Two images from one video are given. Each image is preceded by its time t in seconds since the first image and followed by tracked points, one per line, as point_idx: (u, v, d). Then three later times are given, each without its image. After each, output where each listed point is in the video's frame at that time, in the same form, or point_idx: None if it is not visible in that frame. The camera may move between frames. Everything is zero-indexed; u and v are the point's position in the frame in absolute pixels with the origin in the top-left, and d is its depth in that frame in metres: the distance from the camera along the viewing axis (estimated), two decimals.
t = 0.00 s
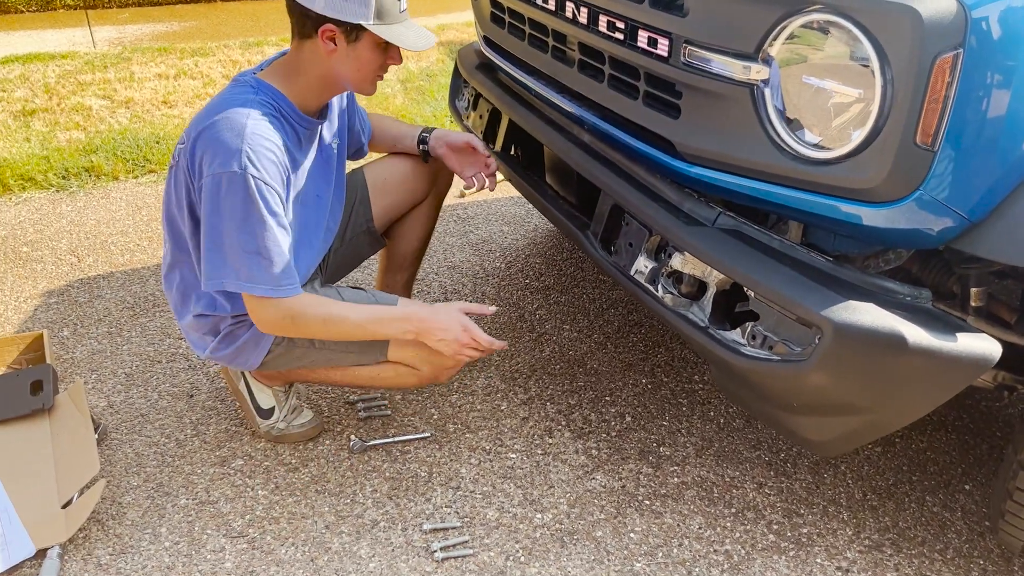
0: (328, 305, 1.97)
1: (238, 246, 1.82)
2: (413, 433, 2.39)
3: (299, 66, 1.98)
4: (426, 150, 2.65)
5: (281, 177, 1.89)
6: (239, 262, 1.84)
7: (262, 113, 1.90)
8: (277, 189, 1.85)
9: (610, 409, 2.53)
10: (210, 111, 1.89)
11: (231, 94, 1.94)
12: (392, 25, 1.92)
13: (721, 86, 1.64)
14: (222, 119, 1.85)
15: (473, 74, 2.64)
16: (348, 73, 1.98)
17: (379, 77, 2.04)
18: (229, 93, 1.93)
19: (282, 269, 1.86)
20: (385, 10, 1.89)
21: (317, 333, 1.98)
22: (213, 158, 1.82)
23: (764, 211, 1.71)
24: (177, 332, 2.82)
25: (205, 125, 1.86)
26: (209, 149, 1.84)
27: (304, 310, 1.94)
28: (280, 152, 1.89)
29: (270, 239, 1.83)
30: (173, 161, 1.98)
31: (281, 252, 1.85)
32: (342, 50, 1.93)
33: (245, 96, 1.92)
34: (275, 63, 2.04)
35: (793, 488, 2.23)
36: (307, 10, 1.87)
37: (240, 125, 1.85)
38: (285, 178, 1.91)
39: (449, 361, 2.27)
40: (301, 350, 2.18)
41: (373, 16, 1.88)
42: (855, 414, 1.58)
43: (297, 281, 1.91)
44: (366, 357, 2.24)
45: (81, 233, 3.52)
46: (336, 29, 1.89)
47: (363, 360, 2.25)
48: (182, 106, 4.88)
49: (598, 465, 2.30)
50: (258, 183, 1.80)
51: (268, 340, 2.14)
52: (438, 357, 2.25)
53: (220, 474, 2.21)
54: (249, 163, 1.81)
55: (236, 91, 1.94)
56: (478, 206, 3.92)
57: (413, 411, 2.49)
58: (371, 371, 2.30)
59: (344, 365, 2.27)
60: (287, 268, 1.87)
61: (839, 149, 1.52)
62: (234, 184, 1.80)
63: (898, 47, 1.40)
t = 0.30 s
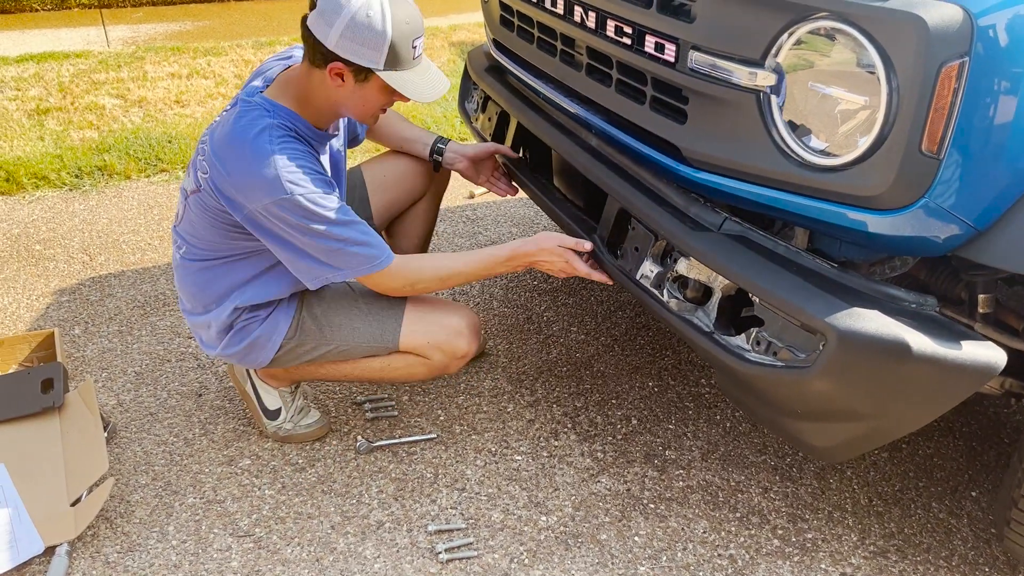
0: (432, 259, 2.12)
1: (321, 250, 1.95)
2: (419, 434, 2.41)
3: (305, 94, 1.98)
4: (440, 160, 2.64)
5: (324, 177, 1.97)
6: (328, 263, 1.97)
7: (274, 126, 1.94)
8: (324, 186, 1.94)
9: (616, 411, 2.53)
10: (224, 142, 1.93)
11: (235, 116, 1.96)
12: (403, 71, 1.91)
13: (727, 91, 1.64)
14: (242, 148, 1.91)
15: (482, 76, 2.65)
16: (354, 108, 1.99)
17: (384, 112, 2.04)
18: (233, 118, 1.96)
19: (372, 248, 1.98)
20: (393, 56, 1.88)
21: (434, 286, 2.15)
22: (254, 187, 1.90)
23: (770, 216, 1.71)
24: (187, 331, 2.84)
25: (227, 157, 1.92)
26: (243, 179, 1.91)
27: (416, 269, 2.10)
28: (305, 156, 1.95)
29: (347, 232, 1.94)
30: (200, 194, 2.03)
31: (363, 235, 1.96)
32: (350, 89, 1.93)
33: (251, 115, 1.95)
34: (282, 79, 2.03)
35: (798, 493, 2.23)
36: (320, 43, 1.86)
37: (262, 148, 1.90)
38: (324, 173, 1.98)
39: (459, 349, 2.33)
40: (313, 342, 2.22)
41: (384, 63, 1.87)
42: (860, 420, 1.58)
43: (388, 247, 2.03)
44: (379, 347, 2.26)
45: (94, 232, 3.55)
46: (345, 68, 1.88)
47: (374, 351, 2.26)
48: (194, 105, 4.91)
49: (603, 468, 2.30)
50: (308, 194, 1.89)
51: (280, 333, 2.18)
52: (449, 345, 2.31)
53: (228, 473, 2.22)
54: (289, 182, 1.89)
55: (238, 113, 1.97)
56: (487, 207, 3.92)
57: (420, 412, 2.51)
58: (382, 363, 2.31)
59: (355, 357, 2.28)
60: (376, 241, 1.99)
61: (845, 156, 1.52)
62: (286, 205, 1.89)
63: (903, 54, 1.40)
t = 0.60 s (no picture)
0: (436, 267, 2.16)
1: (336, 274, 2.03)
2: (421, 434, 2.41)
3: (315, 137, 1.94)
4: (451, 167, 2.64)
5: (336, 204, 1.99)
6: (345, 283, 2.05)
7: (284, 166, 1.93)
8: (336, 219, 1.96)
9: (618, 414, 2.53)
10: (237, 178, 1.95)
11: (247, 152, 1.96)
12: (404, 132, 1.85)
13: (730, 95, 1.65)
14: (254, 188, 1.92)
15: (486, 78, 2.66)
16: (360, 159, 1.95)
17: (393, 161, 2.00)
18: (245, 153, 1.95)
19: (385, 267, 2.04)
20: (391, 121, 1.82)
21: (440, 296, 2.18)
22: (268, 227, 1.94)
23: (772, 220, 1.72)
24: (192, 330, 2.86)
25: (241, 194, 1.94)
26: (256, 218, 1.94)
27: (421, 279, 2.14)
28: (317, 188, 1.96)
29: (360, 259, 1.99)
30: (218, 217, 2.07)
31: (376, 258, 2.02)
32: (352, 145, 1.89)
33: (262, 152, 1.94)
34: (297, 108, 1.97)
35: (800, 496, 2.23)
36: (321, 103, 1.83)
37: (273, 191, 1.91)
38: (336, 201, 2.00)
39: (472, 353, 2.33)
40: (328, 337, 2.23)
41: (382, 127, 1.82)
42: (861, 424, 1.58)
43: (403, 258, 2.08)
44: (393, 345, 2.26)
45: (100, 231, 3.57)
46: (345, 129, 1.84)
47: (389, 349, 2.27)
48: (202, 105, 4.93)
49: (605, 470, 2.30)
50: (321, 234, 1.93)
51: (297, 325, 2.20)
52: (462, 348, 2.31)
53: (230, 472, 2.24)
54: (302, 224, 1.92)
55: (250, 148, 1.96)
56: (492, 208, 3.93)
57: (423, 412, 2.52)
58: (395, 362, 2.32)
59: (369, 354, 2.28)
60: (390, 259, 2.04)
61: (847, 161, 1.52)
62: (300, 243, 1.94)
63: (904, 60, 1.40)
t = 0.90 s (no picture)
0: (438, 273, 2.16)
1: (338, 277, 2.03)
2: (423, 433, 2.41)
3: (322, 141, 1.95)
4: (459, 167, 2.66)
5: (340, 209, 1.99)
6: (347, 287, 2.06)
7: (291, 169, 1.93)
8: (340, 224, 1.96)
9: (620, 414, 2.53)
10: (244, 178, 1.96)
11: (255, 153, 1.96)
12: (404, 140, 1.85)
13: (732, 95, 1.65)
14: (259, 190, 1.93)
15: (490, 78, 2.66)
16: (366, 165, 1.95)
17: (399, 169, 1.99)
18: (253, 153, 1.96)
19: (388, 273, 2.04)
20: (390, 128, 1.81)
21: (442, 300, 2.18)
22: (271, 228, 1.94)
23: (774, 220, 1.72)
24: (194, 328, 2.86)
25: (247, 195, 1.95)
26: (261, 219, 1.95)
27: (425, 284, 2.14)
28: (322, 192, 1.96)
29: (362, 264, 2.00)
30: (225, 215, 2.08)
31: (379, 264, 2.02)
32: (355, 150, 1.89)
33: (270, 154, 1.94)
34: (306, 110, 1.98)
35: (801, 497, 2.23)
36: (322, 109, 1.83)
37: (278, 193, 1.91)
38: (342, 206, 2.00)
39: (479, 352, 2.34)
40: (337, 334, 2.24)
41: (381, 134, 1.81)
42: (863, 423, 1.58)
43: (407, 264, 2.08)
44: (400, 344, 2.28)
45: (104, 229, 3.58)
46: (346, 134, 1.84)
47: (395, 349, 2.28)
48: (205, 104, 4.94)
49: (606, 470, 2.30)
50: (323, 239, 1.93)
51: (304, 323, 2.22)
52: (469, 347, 2.32)
53: (232, 470, 2.24)
54: (305, 228, 1.92)
55: (259, 149, 1.96)
56: (494, 208, 3.93)
57: (424, 411, 2.52)
58: (402, 361, 2.33)
59: (376, 353, 2.30)
60: (393, 265, 2.04)
61: (849, 162, 1.52)
62: (303, 246, 1.95)
63: (906, 60, 1.40)
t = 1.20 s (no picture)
0: (434, 280, 2.15)
1: (335, 278, 2.03)
2: (423, 435, 2.42)
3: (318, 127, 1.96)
4: (460, 166, 2.68)
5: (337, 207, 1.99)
6: (343, 288, 2.05)
7: (289, 166, 1.94)
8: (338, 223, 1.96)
9: (619, 416, 2.54)
10: (240, 176, 1.96)
11: (252, 150, 1.97)
12: (395, 122, 1.84)
13: (731, 100, 1.66)
14: (256, 187, 1.93)
15: (491, 80, 2.66)
16: (360, 152, 1.95)
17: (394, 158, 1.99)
18: (250, 150, 1.97)
19: (385, 276, 2.04)
20: (381, 108, 1.81)
21: (440, 308, 2.17)
22: (268, 226, 1.94)
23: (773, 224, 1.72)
24: (194, 329, 2.87)
25: (243, 192, 1.96)
26: (257, 216, 1.95)
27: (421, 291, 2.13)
28: (320, 191, 1.97)
29: (359, 266, 2.00)
30: (221, 214, 2.08)
31: (376, 267, 2.02)
32: (348, 134, 1.90)
33: (267, 151, 1.95)
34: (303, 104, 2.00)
35: (799, 499, 2.24)
36: (315, 92, 1.85)
37: (276, 190, 1.92)
38: (339, 206, 2.00)
39: (474, 359, 2.35)
40: (331, 340, 2.24)
41: (371, 114, 1.81)
42: (862, 428, 1.59)
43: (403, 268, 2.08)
44: (395, 353, 2.28)
45: (104, 230, 3.58)
46: (337, 116, 1.85)
47: (390, 357, 2.29)
48: (206, 105, 4.95)
49: (605, 472, 2.31)
50: (320, 236, 1.93)
51: (299, 328, 2.22)
52: (464, 355, 2.33)
53: (232, 471, 2.25)
54: (301, 225, 1.92)
55: (256, 146, 1.97)
56: (494, 210, 3.94)
57: (424, 413, 2.52)
58: (397, 368, 2.34)
59: (371, 360, 2.30)
60: (391, 268, 2.04)
61: (848, 166, 1.52)
62: (300, 244, 1.95)
63: (904, 65, 1.41)
